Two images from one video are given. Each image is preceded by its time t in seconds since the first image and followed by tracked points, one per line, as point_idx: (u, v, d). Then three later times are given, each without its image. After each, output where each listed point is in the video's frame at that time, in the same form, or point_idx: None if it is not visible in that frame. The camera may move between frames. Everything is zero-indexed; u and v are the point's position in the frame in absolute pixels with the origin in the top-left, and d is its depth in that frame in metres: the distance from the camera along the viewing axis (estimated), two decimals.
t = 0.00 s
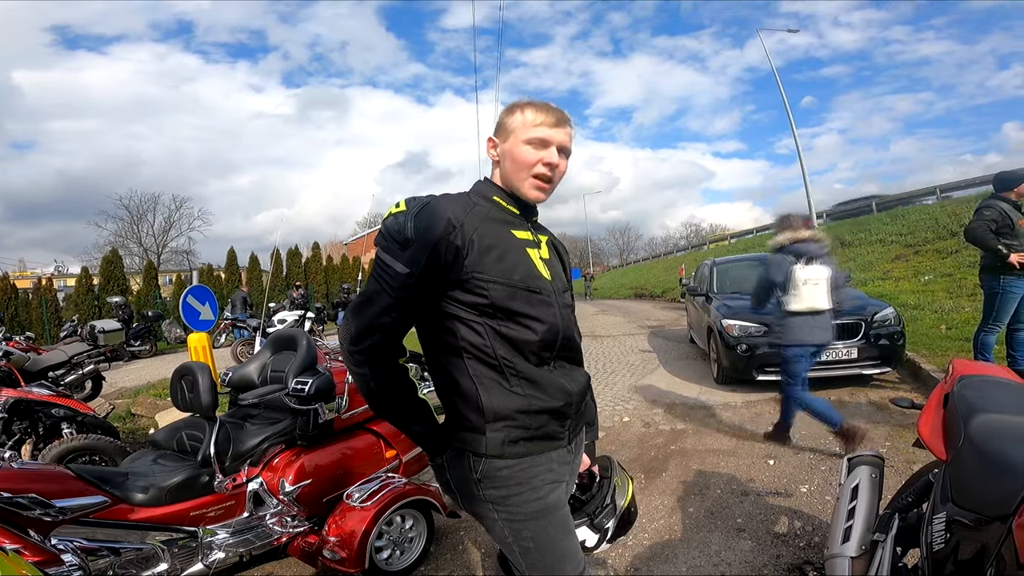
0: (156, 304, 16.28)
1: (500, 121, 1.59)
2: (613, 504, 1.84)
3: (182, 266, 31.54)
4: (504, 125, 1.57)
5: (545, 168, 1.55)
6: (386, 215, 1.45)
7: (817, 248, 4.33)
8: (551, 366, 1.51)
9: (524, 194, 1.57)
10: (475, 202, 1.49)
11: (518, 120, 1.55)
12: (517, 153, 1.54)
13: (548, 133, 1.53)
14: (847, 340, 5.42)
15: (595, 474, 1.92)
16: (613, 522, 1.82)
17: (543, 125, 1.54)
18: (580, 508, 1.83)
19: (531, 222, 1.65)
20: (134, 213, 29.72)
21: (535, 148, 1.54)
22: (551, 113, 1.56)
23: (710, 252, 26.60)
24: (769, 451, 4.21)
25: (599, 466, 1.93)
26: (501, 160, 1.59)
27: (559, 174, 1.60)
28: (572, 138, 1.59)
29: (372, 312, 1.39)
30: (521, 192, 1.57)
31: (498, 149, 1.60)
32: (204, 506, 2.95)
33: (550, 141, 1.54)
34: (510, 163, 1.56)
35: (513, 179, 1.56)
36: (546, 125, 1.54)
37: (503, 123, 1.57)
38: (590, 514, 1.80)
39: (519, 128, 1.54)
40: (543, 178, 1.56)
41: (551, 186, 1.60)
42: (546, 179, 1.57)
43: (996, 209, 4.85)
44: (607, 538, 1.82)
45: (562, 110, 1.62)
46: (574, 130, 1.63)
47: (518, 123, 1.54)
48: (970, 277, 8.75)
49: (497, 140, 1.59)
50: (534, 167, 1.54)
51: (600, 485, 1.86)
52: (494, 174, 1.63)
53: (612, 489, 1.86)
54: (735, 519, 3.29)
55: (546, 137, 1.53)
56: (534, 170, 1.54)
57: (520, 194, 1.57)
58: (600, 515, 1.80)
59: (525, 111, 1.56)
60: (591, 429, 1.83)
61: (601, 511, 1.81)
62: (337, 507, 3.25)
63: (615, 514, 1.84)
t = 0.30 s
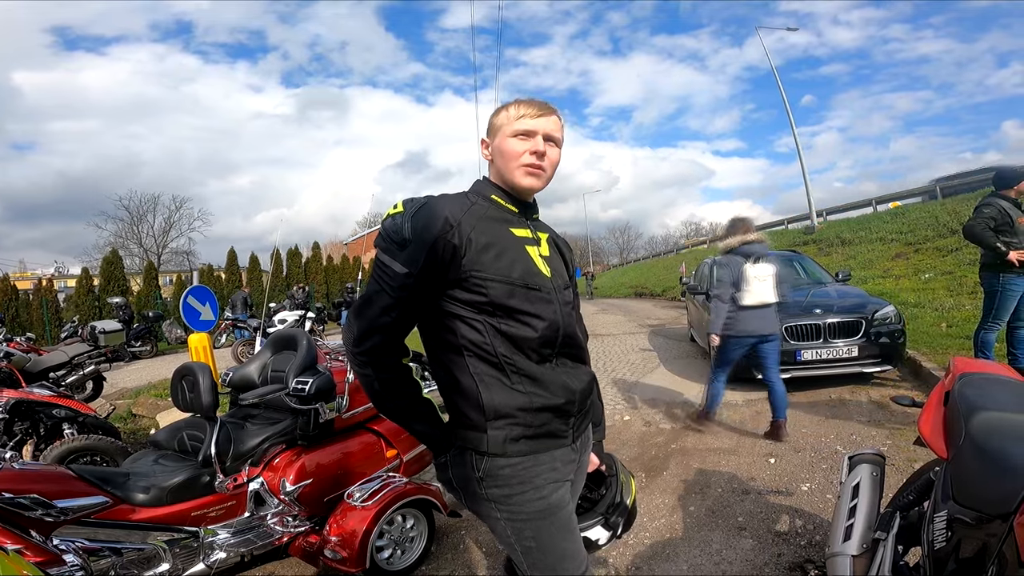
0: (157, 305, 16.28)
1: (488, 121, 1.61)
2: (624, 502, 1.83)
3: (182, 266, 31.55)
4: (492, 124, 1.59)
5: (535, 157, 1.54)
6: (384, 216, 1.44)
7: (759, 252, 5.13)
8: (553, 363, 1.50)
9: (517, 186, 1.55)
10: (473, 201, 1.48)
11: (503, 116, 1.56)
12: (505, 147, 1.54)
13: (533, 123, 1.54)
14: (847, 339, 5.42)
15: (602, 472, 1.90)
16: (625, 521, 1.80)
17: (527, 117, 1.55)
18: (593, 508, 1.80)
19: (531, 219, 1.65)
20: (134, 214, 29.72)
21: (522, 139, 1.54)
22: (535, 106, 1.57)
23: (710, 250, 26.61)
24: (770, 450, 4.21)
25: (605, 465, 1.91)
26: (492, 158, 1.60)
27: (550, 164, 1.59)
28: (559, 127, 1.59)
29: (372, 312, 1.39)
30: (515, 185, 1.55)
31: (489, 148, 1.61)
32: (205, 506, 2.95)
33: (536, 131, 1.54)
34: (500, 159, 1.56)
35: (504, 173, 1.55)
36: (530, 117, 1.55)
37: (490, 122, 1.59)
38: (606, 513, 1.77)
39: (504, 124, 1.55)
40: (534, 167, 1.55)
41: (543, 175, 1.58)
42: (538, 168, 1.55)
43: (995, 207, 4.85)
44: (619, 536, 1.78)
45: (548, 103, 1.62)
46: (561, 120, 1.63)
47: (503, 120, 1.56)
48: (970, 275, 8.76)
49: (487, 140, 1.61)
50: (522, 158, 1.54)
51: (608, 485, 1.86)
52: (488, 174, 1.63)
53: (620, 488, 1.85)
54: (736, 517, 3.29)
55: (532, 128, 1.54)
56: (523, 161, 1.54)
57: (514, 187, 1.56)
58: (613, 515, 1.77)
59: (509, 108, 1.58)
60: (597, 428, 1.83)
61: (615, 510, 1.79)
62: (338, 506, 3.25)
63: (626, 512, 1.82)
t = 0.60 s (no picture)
0: (159, 305, 16.30)
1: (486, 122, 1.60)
2: (631, 504, 1.83)
3: (184, 267, 31.57)
4: (491, 126, 1.58)
5: (535, 160, 1.54)
6: (388, 215, 1.44)
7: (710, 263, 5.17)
8: (559, 361, 1.50)
9: (519, 189, 1.55)
10: (477, 199, 1.48)
11: (501, 118, 1.55)
12: (505, 150, 1.54)
13: (532, 125, 1.53)
14: (850, 336, 5.40)
15: (609, 473, 1.90)
16: (631, 521, 1.81)
17: (526, 119, 1.54)
18: (598, 510, 1.80)
19: (534, 218, 1.65)
20: (135, 214, 29.75)
21: (522, 142, 1.54)
22: (533, 106, 1.57)
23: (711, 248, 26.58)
24: (772, 448, 4.20)
25: (613, 466, 1.91)
26: (492, 160, 1.59)
27: (550, 166, 1.59)
28: (558, 128, 1.58)
29: (378, 312, 1.39)
30: (516, 187, 1.55)
31: (489, 150, 1.60)
32: (207, 506, 2.95)
33: (535, 133, 1.54)
34: (500, 161, 1.56)
35: (505, 175, 1.55)
36: (529, 119, 1.54)
37: (489, 124, 1.58)
38: (611, 515, 1.77)
39: (503, 126, 1.54)
40: (535, 169, 1.55)
41: (544, 177, 1.58)
42: (539, 171, 1.56)
43: (997, 204, 4.84)
44: (625, 537, 1.80)
45: (546, 103, 1.61)
46: (560, 120, 1.62)
47: (502, 122, 1.54)
48: (972, 273, 8.74)
49: (487, 141, 1.60)
50: (523, 160, 1.53)
51: (616, 486, 1.86)
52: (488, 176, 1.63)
53: (628, 489, 1.85)
54: (738, 516, 3.29)
55: (531, 130, 1.53)
56: (524, 164, 1.54)
57: (515, 189, 1.56)
58: (620, 517, 1.77)
59: (507, 109, 1.56)
60: (604, 428, 1.82)
61: (621, 511, 1.79)
62: (340, 506, 3.25)
63: (632, 514, 1.82)
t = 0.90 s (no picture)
0: (160, 305, 16.31)
1: (487, 124, 1.58)
2: (636, 505, 1.82)
3: (185, 267, 31.60)
4: (492, 127, 1.56)
5: (543, 160, 1.54)
6: (394, 210, 1.43)
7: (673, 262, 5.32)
8: (565, 359, 1.49)
9: (528, 189, 1.55)
10: (483, 195, 1.47)
11: (503, 120, 1.54)
12: (512, 152, 1.53)
13: (536, 126, 1.53)
14: (852, 334, 5.39)
15: (615, 474, 1.89)
16: (634, 524, 1.80)
17: (529, 119, 1.53)
18: (600, 510, 1.80)
19: (538, 215, 1.64)
20: (136, 215, 29.80)
21: (528, 144, 1.54)
22: (534, 105, 1.55)
23: (712, 247, 26.55)
24: (774, 447, 4.19)
25: (620, 466, 1.91)
26: (497, 162, 1.58)
27: (557, 163, 1.60)
28: (561, 126, 1.58)
29: (384, 307, 1.37)
30: (526, 187, 1.55)
31: (493, 152, 1.59)
32: (209, 506, 2.95)
33: (540, 134, 1.54)
34: (507, 164, 1.55)
35: (513, 176, 1.55)
36: (533, 119, 1.53)
37: (491, 126, 1.56)
38: (611, 517, 1.77)
39: (507, 129, 1.53)
40: (543, 170, 1.55)
41: (552, 176, 1.59)
42: (547, 170, 1.56)
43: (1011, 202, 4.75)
44: (628, 540, 1.79)
45: (545, 100, 1.60)
46: (559, 116, 1.62)
47: (506, 124, 1.53)
48: (974, 271, 8.71)
49: (490, 143, 1.59)
50: (532, 162, 1.53)
51: (620, 486, 1.85)
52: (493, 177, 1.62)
53: (634, 490, 1.84)
54: (740, 515, 3.28)
55: (536, 131, 1.53)
56: (533, 165, 1.53)
57: (524, 190, 1.56)
58: (621, 518, 1.77)
59: (508, 110, 1.54)
60: (608, 427, 1.81)
61: (623, 511, 1.79)
62: (341, 506, 3.25)
63: (637, 515, 1.82)
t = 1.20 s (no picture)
0: (162, 306, 16.33)
1: (489, 118, 1.59)
2: (637, 504, 1.81)
3: (187, 268, 31.64)
4: (493, 122, 1.57)
5: (538, 155, 1.54)
6: (392, 211, 1.43)
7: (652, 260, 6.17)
8: (564, 359, 1.49)
9: (522, 183, 1.54)
10: (482, 195, 1.47)
11: (504, 114, 1.54)
12: (508, 145, 1.53)
13: (535, 121, 1.52)
14: (854, 334, 5.37)
15: (616, 474, 1.89)
16: (638, 523, 1.78)
17: (529, 115, 1.53)
18: (603, 510, 1.79)
19: (538, 215, 1.64)
20: (138, 215, 29.85)
21: (525, 138, 1.53)
22: (536, 102, 1.55)
23: (713, 247, 26.52)
24: (777, 447, 4.18)
25: (621, 466, 1.91)
26: (495, 155, 1.58)
27: (554, 160, 1.58)
28: (562, 124, 1.57)
29: (382, 309, 1.37)
30: (519, 182, 1.54)
31: (492, 146, 1.59)
32: (211, 507, 2.95)
33: (539, 129, 1.53)
34: (503, 157, 1.55)
35: (508, 170, 1.54)
36: (533, 114, 1.53)
37: (492, 120, 1.57)
38: (615, 515, 1.76)
39: (506, 122, 1.53)
40: (538, 165, 1.54)
41: (548, 172, 1.57)
42: (542, 166, 1.55)
43: None
44: (632, 540, 1.77)
45: (550, 99, 1.60)
46: (563, 115, 1.61)
47: (505, 118, 1.53)
48: (976, 270, 8.69)
49: (490, 137, 1.59)
50: (526, 155, 1.53)
51: (622, 486, 1.85)
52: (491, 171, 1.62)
53: (635, 489, 1.83)
54: (743, 515, 3.27)
55: (534, 125, 1.52)
56: (527, 159, 1.53)
57: (519, 185, 1.55)
58: (625, 517, 1.75)
59: (510, 105, 1.55)
60: (608, 428, 1.81)
61: (625, 511, 1.77)
62: (343, 506, 3.25)
63: (640, 515, 1.80)
